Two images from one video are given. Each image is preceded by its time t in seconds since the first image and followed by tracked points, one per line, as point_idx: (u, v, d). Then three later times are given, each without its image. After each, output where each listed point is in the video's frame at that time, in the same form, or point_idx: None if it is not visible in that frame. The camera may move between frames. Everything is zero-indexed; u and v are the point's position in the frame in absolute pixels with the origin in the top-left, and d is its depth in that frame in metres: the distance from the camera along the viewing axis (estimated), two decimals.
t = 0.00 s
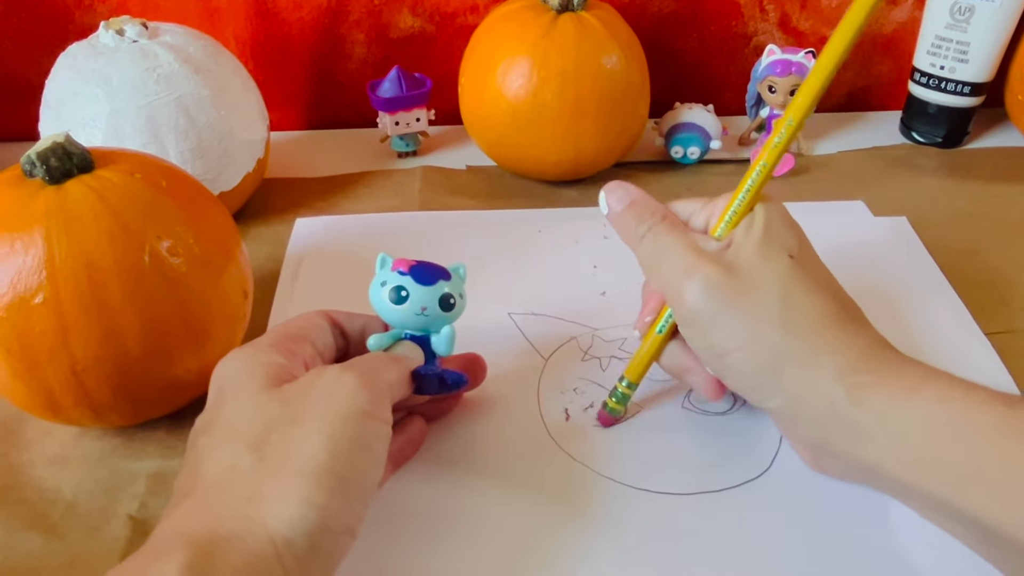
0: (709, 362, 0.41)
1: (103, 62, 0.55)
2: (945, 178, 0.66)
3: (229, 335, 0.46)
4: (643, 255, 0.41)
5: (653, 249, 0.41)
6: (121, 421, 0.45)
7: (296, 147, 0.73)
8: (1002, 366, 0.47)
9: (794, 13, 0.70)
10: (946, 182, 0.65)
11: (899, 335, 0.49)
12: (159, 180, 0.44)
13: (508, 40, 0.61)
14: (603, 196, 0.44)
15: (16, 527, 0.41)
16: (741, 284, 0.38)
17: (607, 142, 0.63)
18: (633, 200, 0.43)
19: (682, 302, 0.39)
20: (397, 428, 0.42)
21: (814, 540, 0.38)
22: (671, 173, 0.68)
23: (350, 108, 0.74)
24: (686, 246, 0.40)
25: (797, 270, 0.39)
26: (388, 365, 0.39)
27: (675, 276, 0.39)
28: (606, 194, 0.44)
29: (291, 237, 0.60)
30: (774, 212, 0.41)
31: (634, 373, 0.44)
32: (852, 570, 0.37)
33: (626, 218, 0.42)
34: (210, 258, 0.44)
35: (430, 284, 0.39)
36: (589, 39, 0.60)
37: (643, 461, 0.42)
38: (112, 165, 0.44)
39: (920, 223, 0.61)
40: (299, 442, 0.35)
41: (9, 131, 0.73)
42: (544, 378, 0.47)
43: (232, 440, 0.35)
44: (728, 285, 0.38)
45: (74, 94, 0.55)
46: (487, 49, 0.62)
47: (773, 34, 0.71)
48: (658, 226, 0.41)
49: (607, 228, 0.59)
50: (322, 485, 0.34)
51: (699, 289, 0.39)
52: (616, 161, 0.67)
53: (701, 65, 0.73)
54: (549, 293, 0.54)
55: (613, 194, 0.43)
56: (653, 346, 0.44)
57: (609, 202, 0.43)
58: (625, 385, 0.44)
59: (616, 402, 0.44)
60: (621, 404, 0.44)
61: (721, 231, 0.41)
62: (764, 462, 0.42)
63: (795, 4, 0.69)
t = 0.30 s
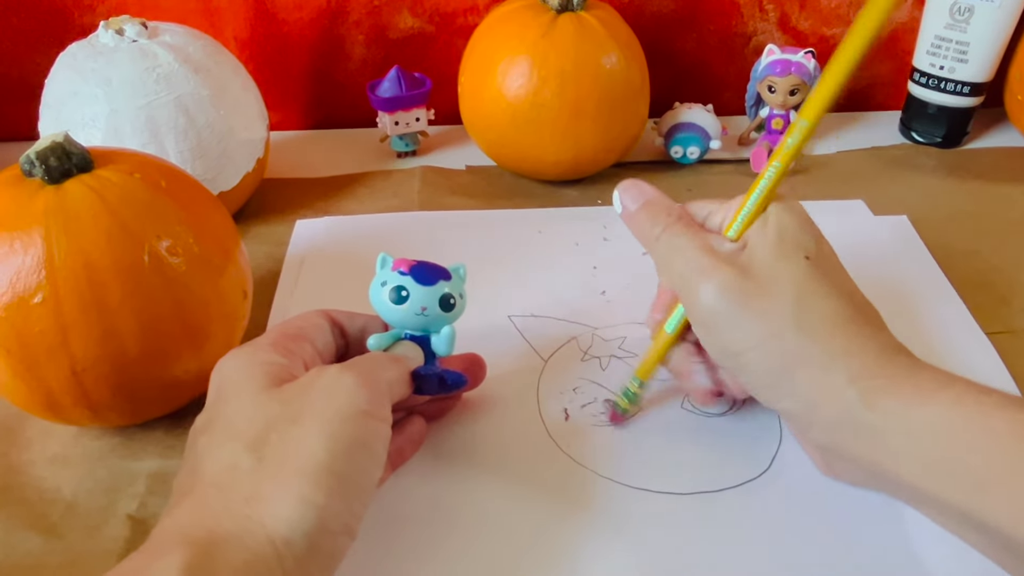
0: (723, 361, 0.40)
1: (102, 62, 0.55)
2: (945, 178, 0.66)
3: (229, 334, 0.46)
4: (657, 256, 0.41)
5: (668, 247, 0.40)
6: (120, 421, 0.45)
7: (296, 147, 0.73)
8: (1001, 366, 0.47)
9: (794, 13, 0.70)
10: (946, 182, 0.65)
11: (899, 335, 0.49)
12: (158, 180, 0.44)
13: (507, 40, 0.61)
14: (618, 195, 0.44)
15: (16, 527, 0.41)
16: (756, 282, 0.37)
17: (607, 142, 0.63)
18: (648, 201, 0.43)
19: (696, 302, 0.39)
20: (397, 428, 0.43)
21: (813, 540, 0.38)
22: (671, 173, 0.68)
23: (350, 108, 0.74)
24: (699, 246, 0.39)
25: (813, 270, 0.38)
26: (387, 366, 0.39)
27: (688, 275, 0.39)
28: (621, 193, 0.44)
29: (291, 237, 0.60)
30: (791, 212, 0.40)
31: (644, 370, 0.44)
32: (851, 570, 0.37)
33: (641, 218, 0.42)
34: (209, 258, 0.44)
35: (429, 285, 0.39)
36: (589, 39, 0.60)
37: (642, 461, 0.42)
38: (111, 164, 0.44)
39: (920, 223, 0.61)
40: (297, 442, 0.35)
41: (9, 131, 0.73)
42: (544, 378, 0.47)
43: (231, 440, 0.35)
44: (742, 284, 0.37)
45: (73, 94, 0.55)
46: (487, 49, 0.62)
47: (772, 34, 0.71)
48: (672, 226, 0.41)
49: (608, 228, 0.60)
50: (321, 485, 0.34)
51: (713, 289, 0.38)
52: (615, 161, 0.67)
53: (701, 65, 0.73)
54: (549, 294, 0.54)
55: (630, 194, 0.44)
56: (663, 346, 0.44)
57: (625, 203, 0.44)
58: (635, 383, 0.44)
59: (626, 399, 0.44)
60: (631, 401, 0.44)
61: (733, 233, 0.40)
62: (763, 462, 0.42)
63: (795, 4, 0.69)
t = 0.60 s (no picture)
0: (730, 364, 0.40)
1: (102, 62, 0.55)
2: (945, 178, 0.66)
3: (229, 335, 0.46)
4: (669, 257, 0.41)
5: (678, 250, 0.40)
6: (120, 421, 0.45)
7: (296, 147, 0.73)
8: (1000, 367, 0.47)
9: (794, 13, 0.70)
10: (946, 183, 0.65)
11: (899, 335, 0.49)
12: (159, 180, 0.44)
13: (507, 41, 0.61)
14: (627, 192, 0.43)
15: (17, 527, 0.41)
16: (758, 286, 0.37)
17: (607, 143, 0.63)
18: (660, 197, 0.42)
19: (708, 306, 0.39)
20: (398, 428, 0.43)
21: (813, 541, 0.38)
22: (671, 173, 0.68)
23: (349, 107, 0.74)
24: (709, 249, 0.39)
25: (830, 279, 0.38)
26: (387, 366, 0.39)
27: (700, 279, 0.39)
28: (631, 190, 0.43)
29: (291, 237, 0.60)
30: (813, 217, 0.40)
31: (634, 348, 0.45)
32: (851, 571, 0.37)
33: (653, 216, 0.42)
34: (209, 258, 0.44)
35: (429, 284, 0.39)
36: (589, 39, 0.60)
37: (641, 461, 0.42)
38: (111, 164, 0.44)
39: (920, 224, 0.61)
40: (296, 441, 0.35)
41: (9, 131, 0.73)
42: (544, 379, 0.47)
43: (230, 440, 0.35)
44: (753, 289, 0.38)
45: (73, 94, 0.55)
46: (487, 49, 0.62)
47: (773, 34, 0.71)
48: (684, 228, 0.41)
49: (608, 228, 0.60)
50: (320, 486, 0.34)
51: (725, 292, 0.38)
52: (615, 161, 0.67)
53: (701, 66, 0.73)
54: (549, 294, 0.54)
55: (637, 190, 0.43)
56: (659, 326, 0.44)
57: (633, 200, 0.43)
58: (624, 355, 0.45)
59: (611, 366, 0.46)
60: (618, 370, 0.46)
61: (747, 237, 0.40)
62: (763, 463, 0.42)
63: (795, 4, 0.69)
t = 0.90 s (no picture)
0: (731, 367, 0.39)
1: (102, 62, 0.55)
2: (944, 178, 0.66)
3: (229, 334, 0.46)
4: (685, 252, 0.40)
5: (692, 245, 0.40)
6: (120, 420, 0.45)
7: (296, 147, 0.73)
8: (1000, 366, 0.47)
9: (794, 13, 0.70)
10: (946, 182, 0.65)
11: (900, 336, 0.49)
12: (158, 180, 0.44)
13: (507, 41, 0.61)
14: (657, 189, 0.44)
15: (17, 527, 0.41)
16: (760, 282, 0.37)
17: (607, 143, 0.63)
18: (684, 195, 0.42)
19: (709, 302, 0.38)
20: (397, 429, 0.42)
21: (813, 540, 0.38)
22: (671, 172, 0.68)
23: (349, 106, 0.74)
24: (721, 246, 0.39)
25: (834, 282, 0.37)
26: (387, 366, 0.39)
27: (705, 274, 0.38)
28: (660, 187, 0.43)
29: (291, 236, 0.60)
30: (825, 219, 0.39)
31: (663, 365, 0.44)
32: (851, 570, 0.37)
33: (674, 212, 0.42)
34: (209, 258, 0.44)
35: (429, 285, 0.39)
36: (589, 39, 0.60)
37: (642, 461, 0.42)
38: (111, 164, 0.44)
39: (920, 223, 0.61)
40: (297, 442, 0.35)
41: (8, 131, 0.73)
42: (544, 379, 0.47)
43: (231, 440, 0.35)
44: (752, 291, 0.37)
45: (73, 94, 0.55)
46: (487, 49, 0.62)
47: (773, 34, 0.71)
48: (700, 225, 0.40)
49: (608, 228, 0.60)
50: (320, 486, 0.34)
51: (728, 288, 0.37)
52: (615, 161, 0.67)
53: (702, 65, 0.73)
54: (549, 294, 0.54)
55: (666, 188, 0.43)
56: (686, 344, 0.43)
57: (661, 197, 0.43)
58: (654, 377, 0.44)
59: (643, 391, 0.44)
60: (649, 392, 0.44)
61: (763, 236, 0.40)
62: (764, 464, 0.42)
63: (795, 5, 0.69)
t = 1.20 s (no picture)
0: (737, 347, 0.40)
1: (104, 61, 0.55)
2: (946, 177, 0.66)
3: (230, 334, 0.46)
4: (688, 239, 0.41)
5: (698, 232, 0.40)
6: (122, 420, 0.45)
7: (297, 146, 0.73)
8: (1002, 366, 0.47)
9: (795, 12, 0.70)
10: (947, 182, 0.65)
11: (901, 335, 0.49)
12: (160, 179, 0.44)
13: (508, 40, 0.61)
14: (661, 181, 0.44)
15: (18, 527, 0.41)
16: (761, 281, 0.37)
17: (608, 143, 0.63)
18: (687, 186, 0.43)
19: (716, 286, 0.39)
20: (399, 428, 0.43)
21: (814, 540, 0.38)
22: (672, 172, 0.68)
23: (351, 106, 0.74)
24: (727, 232, 0.39)
25: (837, 263, 0.38)
26: (388, 366, 0.39)
27: (712, 259, 0.39)
28: (664, 179, 0.44)
29: (292, 236, 0.60)
30: (824, 207, 0.40)
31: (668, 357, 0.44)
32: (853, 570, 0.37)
33: (678, 200, 0.42)
34: (210, 257, 0.44)
35: (430, 285, 0.39)
36: (590, 38, 0.60)
37: (642, 461, 0.42)
38: (112, 164, 0.44)
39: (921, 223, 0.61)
40: (296, 442, 0.35)
41: (10, 130, 0.73)
42: (545, 378, 0.47)
43: (230, 440, 0.35)
44: (752, 288, 0.37)
45: (74, 93, 0.55)
46: (488, 48, 0.62)
47: (774, 34, 0.71)
48: (706, 213, 0.41)
49: (610, 228, 0.59)
50: (318, 487, 0.34)
51: (734, 273, 0.38)
52: (616, 160, 0.67)
53: (703, 65, 0.73)
54: (551, 293, 0.54)
55: (670, 180, 0.44)
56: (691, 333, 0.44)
57: (665, 189, 0.44)
58: (659, 370, 0.44)
59: (648, 385, 0.44)
60: (653, 387, 0.44)
61: (764, 223, 0.40)
62: (765, 464, 0.42)
63: (797, 4, 0.69)
